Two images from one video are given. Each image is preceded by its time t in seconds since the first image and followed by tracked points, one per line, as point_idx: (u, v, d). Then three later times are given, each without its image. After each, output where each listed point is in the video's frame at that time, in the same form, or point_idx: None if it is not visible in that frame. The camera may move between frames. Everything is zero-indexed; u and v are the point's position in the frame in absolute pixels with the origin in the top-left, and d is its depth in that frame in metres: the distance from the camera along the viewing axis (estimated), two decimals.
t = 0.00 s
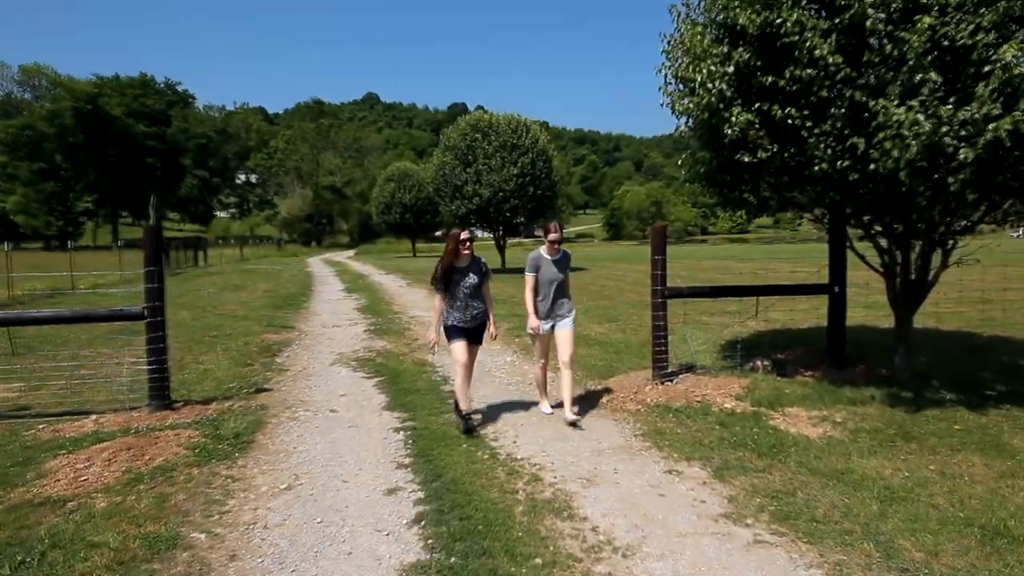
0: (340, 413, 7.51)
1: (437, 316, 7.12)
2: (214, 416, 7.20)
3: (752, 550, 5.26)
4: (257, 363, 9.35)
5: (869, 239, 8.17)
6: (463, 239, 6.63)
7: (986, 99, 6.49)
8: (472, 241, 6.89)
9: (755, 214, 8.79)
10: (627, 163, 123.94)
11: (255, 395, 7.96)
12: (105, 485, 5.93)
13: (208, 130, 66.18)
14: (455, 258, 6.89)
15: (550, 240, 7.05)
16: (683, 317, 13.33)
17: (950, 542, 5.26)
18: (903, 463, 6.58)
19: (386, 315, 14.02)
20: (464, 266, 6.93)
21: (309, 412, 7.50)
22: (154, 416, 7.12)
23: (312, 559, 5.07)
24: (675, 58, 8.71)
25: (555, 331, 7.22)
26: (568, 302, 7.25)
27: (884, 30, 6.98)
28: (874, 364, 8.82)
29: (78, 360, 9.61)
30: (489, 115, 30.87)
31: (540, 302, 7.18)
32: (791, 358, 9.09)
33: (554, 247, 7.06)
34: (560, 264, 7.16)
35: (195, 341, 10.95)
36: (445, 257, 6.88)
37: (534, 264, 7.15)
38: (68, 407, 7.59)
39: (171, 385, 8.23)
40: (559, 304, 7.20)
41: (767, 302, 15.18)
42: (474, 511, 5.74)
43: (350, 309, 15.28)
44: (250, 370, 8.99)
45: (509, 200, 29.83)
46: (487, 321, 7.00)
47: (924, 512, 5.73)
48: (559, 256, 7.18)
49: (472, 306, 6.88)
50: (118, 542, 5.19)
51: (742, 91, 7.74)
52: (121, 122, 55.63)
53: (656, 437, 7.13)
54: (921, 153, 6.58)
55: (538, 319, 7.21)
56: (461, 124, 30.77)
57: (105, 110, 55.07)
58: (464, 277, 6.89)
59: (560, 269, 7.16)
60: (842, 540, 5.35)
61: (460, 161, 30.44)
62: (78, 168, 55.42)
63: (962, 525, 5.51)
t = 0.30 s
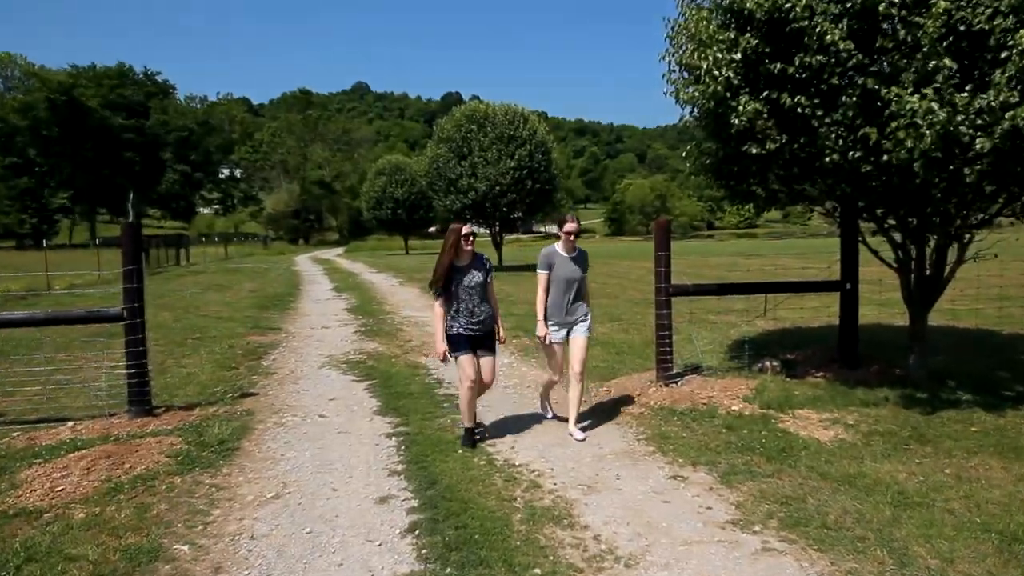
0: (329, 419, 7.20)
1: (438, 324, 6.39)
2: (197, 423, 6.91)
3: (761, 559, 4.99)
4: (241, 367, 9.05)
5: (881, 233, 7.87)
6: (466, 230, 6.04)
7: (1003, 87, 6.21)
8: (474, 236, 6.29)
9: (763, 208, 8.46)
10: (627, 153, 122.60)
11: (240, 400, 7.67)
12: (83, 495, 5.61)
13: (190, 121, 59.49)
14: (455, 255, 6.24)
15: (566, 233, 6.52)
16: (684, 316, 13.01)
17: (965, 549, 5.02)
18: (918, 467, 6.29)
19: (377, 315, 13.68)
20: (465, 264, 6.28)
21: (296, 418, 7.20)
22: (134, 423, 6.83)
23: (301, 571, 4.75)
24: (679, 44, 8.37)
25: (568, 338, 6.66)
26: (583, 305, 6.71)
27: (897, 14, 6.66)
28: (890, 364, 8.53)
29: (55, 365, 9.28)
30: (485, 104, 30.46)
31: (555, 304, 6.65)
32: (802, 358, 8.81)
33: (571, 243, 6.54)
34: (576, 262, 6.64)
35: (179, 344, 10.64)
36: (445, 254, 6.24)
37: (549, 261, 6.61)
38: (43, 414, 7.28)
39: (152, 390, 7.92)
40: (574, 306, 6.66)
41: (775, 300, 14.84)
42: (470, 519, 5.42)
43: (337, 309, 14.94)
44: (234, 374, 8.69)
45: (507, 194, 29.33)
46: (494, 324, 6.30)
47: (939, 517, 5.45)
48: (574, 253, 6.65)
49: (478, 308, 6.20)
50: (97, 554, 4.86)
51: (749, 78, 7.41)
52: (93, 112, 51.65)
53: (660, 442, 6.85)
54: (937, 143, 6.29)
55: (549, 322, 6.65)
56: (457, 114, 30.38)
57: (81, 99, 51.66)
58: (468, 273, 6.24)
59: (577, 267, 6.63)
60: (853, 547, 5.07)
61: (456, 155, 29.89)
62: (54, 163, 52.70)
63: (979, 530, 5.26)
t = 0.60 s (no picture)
0: (312, 423, 6.95)
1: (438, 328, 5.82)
2: (173, 429, 6.64)
3: (763, 566, 4.72)
4: (220, 370, 8.78)
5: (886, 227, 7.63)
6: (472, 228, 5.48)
7: (1013, 74, 5.94)
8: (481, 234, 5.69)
9: (764, 201, 8.19)
10: (622, 145, 121.92)
11: (219, 405, 7.40)
12: (52, 506, 5.32)
13: (166, 113, 58.35)
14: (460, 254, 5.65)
15: (571, 223, 5.92)
16: (680, 314, 12.74)
17: (973, 554, 4.78)
18: (924, 470, 6.05)
19: (362, 315, 13.39)
20: (470, 264, 5.69)
21: (277, 423, 6.95)
22: (107, 429, 6.57)
23: None
24: (677, 31, 8.09)
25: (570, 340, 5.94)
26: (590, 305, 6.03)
27: None
28: (896, 363, 8.32)
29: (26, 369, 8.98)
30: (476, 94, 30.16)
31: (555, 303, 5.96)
32: (805, 357, 8.60)
33: (578, 236, 5.94)
34: (584, 258, 5.99)
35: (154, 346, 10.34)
36: (447, 252, 5.64)
37: (551, 256, 5.98)
38: (10, 421, 7.00)
39: (125, 396, 7.64)
40: (579, 306, 5.99)
41: (775, 297, 14.61)
42: (460, 527, 5.12)
43: (322, 308, 14.63)
44: (212, 377, 8.42)
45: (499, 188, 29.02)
46: (501, 331, 5.73)
47: (947, 521, 5.21)
48: (582, 248, 6.03)
49: (483, 314, 5.64)
50: (65, 569, 4.56)
51: (750, 67, 7.15)
52: (63, 103, 49.79)
53: (658, 444, 6.60)
54: (944, 133, 6.04)
55: (549, 322, 5.97)
56: (446, 105, 30.07)
57: (47, 88, 50.10)
58: (473, 275, 5.66)
59: (584, 263, 5.98)
60: (858, 553, 4.83)
61: (445, 147, 29.53)
62: (21, 156, 50.07)
63: (988, 535, 5.02)
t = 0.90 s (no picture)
0: (293, 427, 6.71)
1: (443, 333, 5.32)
2: (147, 432, 6.39)
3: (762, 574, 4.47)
4: (197, 371, 8.52)
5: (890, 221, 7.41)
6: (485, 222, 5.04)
7: (1021, 63, 5.74)
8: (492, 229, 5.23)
9: (764, 196, 7.94)
10: (616, 139, 121.36)
11: (195, 408, 7.15)
12: (19, 514, 5.04)
13: (136, 102, 56.42)
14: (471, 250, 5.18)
15: (575, 222, 5.42)
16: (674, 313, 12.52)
17: (978, 559, 4.56)
18: (929, 473, 5.79)
19: (346, 314, 13.11)
20: (481, 262, 5.23)
21: (256, 426, 6.71)
22: (77, 433, 6.30)
23: None
24: (673, 17, 7.83)
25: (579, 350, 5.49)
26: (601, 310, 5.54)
27: None
28: (900, 362, 8.14)
29: None
30: (465, 84, 29.84)
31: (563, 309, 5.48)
32: (806, 356, 8.41)
33: (583, 233, 5.42)
34: (592, 258, 5.51)
35: (129, 346, 10.06)
36: (457, 248, 5.19)
37: (556, 256, 5.52)
38: None
39: (97, 398, 7.38)
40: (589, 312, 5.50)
41: (775, 294, 14.36)
42: (448, 534, 4.83)
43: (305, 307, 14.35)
44: (189, 378, 8.17)
45: (488, 180, 28.51)
46: (514, 333, 5.28)
47: (951, 525, 4.97)
48: (589, 247, 5.54)
49: (496, 316, 5.19)
50: None
51: (749, 54, 6.89)
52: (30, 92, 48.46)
53: (654, 447, 6.36)
54: (949, 124, 5.80)
55: (554, 329, 5.50)
56: (433, 94, 29.81)
57: (12, 75, 49.14)
58: (485, 273, 5.20)
59: (592, 264, 5.49)
60: (859, 559, 4.60)
61: (433, 138, 29.25)
62: None
63: (993, 540, 4.78)
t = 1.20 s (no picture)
0: (272, 423, 6.54)
1: (440, 338, 4.80)
2: (121, 429, 6.22)
3: (755, 573, 4.18)
4: (173, 365, 8.33)
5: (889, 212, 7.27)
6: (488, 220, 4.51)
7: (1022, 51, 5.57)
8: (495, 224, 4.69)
9: (759, 186, 7.75)
10: (608, 126, 120.54)
11: (171, 403, 6.98)
12: None
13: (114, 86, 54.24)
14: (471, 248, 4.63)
15: (588, 210, 4.98)
16: (666, 307, 12.34)
17: (973, 557, 4.25)
18: (923, 472, 5.47)
19: (329, 307, 12.88)
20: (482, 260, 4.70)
21: (234, 422, 6.54)
22: (48, 429, 6.13)
23: None
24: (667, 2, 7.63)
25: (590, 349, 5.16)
26: (611, 303, 5.20)
27: None
28: (897, 358, 8.02)
29: None
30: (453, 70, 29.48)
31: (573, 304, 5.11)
32: (801, 351, 8.28)
33: (596, 221, 5.01)
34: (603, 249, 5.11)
35: (104, 339, 9.85)
36: (456, 245, 4.64)
37: (566, 247, 5.07)
38: None
39: (70, 394, 7.19)
40: (600, 306, 5.15)
41: (769, 287, 14.20)
42: (431, 532, 4.58)
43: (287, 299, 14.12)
44: (165, 373, 7.97)
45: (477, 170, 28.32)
46: (518, 338, 4.79)
47: (947, 523, 4.63)
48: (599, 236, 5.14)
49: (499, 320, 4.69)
50: None
51: (745, 40, 6.71)
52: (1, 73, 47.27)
53: (645, 443, 6.17)
54: (949, 113, 5.63)
55: (563, 327, 5.14)
56: (420, 80, 29.45)
57: None
58: (486, 274, 4.67)
59: (603, 255, 5.10)
60: (852, 557, 4.30)
61: (419, 125, 28.88)
62: None
63: (987, 538, 4.45)
